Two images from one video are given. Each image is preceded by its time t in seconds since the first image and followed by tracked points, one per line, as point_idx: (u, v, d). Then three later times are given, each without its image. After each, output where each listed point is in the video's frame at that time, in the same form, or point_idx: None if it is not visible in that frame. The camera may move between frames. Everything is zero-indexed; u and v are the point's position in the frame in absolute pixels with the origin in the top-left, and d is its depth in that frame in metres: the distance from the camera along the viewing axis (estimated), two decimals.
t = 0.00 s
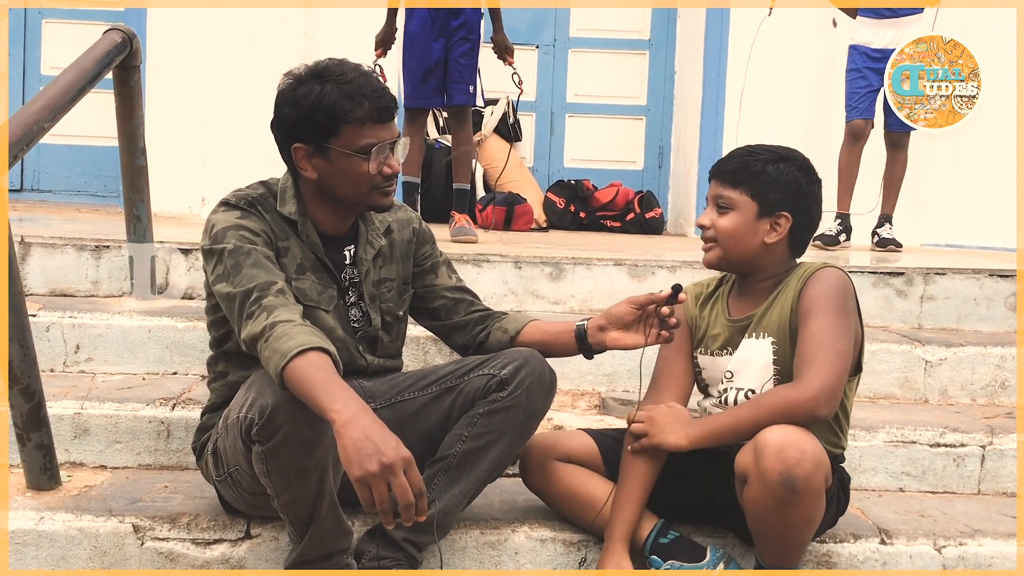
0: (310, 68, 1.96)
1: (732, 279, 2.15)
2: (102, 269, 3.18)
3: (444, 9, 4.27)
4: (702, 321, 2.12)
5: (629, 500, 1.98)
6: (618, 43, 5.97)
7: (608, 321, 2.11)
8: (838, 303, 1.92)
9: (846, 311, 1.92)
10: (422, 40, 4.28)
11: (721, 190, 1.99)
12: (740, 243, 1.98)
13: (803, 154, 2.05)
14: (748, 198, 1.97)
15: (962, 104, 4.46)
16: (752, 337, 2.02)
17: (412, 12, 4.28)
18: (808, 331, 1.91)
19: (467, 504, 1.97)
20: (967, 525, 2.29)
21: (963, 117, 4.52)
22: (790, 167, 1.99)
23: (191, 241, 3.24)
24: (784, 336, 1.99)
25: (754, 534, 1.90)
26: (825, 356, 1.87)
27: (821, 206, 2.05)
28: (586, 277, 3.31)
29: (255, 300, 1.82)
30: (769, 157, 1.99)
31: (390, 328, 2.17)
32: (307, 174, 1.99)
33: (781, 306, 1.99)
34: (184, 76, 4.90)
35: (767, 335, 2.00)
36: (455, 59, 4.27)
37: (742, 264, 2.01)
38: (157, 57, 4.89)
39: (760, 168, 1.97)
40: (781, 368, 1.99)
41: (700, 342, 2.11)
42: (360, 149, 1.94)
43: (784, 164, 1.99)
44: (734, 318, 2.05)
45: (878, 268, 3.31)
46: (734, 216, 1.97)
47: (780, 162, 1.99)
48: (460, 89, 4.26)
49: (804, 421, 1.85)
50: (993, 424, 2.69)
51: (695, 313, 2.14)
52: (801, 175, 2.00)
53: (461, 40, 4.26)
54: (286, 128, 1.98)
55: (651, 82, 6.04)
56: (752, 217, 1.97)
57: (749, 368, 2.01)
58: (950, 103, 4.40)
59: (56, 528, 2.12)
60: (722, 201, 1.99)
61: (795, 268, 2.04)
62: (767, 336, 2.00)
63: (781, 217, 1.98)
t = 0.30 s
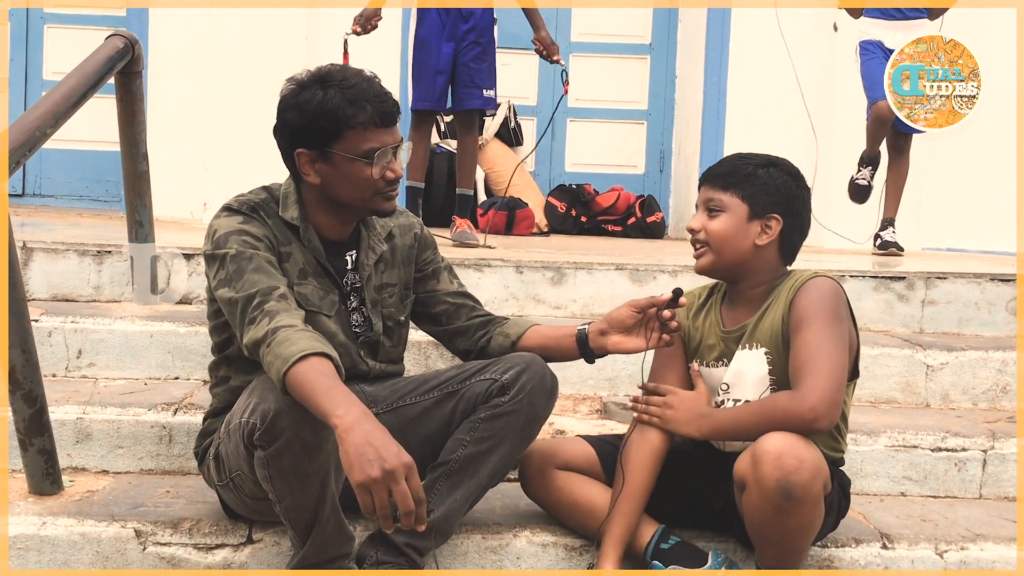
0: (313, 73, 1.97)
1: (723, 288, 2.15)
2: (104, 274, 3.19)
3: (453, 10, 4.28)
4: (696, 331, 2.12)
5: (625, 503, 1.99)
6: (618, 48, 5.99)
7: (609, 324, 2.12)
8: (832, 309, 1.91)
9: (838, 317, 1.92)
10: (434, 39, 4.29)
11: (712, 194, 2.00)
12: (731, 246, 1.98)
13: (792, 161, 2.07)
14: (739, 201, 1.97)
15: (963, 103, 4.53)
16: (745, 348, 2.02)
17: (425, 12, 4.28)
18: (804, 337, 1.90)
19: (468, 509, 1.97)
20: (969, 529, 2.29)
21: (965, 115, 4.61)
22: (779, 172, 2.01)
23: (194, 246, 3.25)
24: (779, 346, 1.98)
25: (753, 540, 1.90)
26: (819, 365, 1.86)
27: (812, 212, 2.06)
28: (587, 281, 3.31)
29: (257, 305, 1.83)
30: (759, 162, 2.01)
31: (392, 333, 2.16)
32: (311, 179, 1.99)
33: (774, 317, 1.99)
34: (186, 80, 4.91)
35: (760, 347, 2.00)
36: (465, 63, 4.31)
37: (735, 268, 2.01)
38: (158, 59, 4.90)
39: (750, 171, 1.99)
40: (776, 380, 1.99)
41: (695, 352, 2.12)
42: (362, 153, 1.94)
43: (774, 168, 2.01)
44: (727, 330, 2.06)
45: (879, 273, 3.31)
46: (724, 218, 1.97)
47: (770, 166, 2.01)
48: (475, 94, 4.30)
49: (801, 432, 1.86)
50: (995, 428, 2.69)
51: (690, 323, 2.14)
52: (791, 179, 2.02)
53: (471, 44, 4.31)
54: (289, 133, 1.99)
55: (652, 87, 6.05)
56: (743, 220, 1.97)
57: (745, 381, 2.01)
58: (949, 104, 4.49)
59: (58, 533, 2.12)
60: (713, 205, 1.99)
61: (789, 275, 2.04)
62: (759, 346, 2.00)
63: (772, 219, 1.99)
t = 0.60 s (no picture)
0: (317, 77, 1.97)
1: (716, 292, 2.15)
2: (107, 279, 3.19)
3: (464, 17, 4.29)
4: (689, 335, 2.13)
5: (624, 511, 1.98)
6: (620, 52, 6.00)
7: (610, 328, 2.13)
8: (816, 311, 1.92)
9: (826, 318, 1.92)
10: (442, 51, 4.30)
11: (699, 202, 2.00)
12: (718, 254, 1.98)
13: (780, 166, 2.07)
14: (726, 208, 1.98)
15: (963, 105, 4.35)
16: (735, 352, 2.03)
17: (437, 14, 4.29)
18: (784, 342, 1.90)
19: (471, 512, 1.97)
20: (971, 533, 2.30)
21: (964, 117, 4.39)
22: (765, 177, 2.01)
23: (197, 250, 3.26)
24: (768, 349, 1.99)
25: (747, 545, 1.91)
26: (799, 367, 1.86)
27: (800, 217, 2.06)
28: (589, 286, 3.31)
29: (261, 310, 1.83)
30: (746, 168, 2.01)
31: (396, 337, 2.16)
32: (315, 184, 2.00)
33: (764, 318, 1.99)
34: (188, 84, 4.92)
35: (750, 351, 2.01)
36: (474, 71, 4.34)
37: (725, 274, 2.01)
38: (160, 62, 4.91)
39: (737, 177, 2.00)
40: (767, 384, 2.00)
41: (688, 358, 2.12)
42: (367, 157, 1.95)
43: (761, 174, 2.01)
44: (718, 335, 2.06)
45: (881, 277, 3.31)
46: (712, 226, 1.98)
47: (757, 172, 2.01)
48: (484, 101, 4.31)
49: (775, 438, 1.86)
50: (997, 432, 2.69)
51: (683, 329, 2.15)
52: (778, 185, 2.02)
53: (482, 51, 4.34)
54: (293, 137, 1.99)
55: (653, 91, 6.06)
56: (731, 227, 1.97)
57: (735, 383, 2.02)
58: (949, 104, 4.31)
59: (62, 537, 2.13)
60: (701, 212, 2.00)
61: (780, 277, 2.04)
62: (749, 350, 2.01)
63: (760, 225, 1.99)
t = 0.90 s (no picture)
0: (354, 78, 2.01)
1: (702, 294, 2.18)
2: (131, 282, 3.24)
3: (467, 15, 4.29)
4: (677, 340, 2.14)
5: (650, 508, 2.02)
6: (636, 54, 6.01)
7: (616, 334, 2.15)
8: (817, 308, 1.96)
9: (825, 314, 1.96)
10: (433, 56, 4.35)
11: (741, 219, 1.96)
12: (752, 273, 2.00)
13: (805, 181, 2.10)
14: (767, 228, 1.99)
15: (963, 104, 4.28)
16: (729, 354, 2.05)
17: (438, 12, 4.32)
18: (804, 339, 1.92)
19: (482, 511, 1.98)
20: (988, 532, 2.31)
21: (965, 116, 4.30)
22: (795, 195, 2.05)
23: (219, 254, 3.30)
24: (763, 350, 2.02)
25: (778, 540, 1.91)
26: (825, 361, 1.88)
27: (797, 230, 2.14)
28: (606, 287, 3.34)
29: (258, 312, 1.87)
30: (784, 186, 2.01)
31: (422, 338, 2.20)
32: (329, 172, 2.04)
33: (759, 315, 2.03)
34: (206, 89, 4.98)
35: (745, 352, 2.04)
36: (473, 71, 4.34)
37: (750, 289, 2.05)
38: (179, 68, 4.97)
39: (781, 199, 1.99)
40: (764, 386, 2.02)
41: (679, 361, 2.14)
42: (366, 158, 1.96)
43: (793, 192, 2.04)
44: (707, 335, 2.08)
45: (898, 277, 3.32)
46: (753, 247, 1.98)
47: (790, 189, 2.03)
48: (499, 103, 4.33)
49: (818, 431, 1.86)
50: (1014, 431, 2.70)
51: (670, 332, 2.16)
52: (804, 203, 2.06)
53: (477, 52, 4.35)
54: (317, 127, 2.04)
55: (669, 92, 6.07)
56: (766, 248, 2.00)
57: (733, 384, 2.04)
58: (950, 104, 4.29)
59: (89, 536, 2.17)
60: (744, 230, 1.97)
61: (771, 278, 2.07)
62: (745, 351, 2.04)
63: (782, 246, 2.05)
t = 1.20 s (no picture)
0: (359, 77, 2.01)
1: (708, 293, 2.17)
2: (135, 282, 3.25)
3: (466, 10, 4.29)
4: (681, 339, 2.14)
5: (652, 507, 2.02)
6: (639, 53, 6.01)
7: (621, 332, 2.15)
8: (820, 307, 1.95)
9: (829, 313, 1.96)
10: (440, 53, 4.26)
11: (748, 217, 1.96)
12: (756, 271, 2.00)
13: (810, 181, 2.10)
14: (772, 227, 1.98)
15: (963, 104, 4.27)
16: (734, 353, 2.05)
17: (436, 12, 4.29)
18: (806, 339, 1.92)
19: (486, 509, 1.98)
20: (992, 530, 2.30)
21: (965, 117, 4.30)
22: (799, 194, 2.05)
23: (221, 254, 3.31)
24: (767, 349, 2.02)
25: (782, 540, 1.91)
26: (829, 360, 1.88)
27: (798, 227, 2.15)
28: (609, 286, 3.34)
29: (261, 310, 1.87)
30: (789, 184, 2.01)
31: (426, 337, 2.19)
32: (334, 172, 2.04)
33: (763, 314, 2.03)
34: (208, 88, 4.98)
35: (749, 351, 2.03)
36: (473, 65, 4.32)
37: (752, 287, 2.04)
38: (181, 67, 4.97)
39: (786, 196, 1.99)
40: (768, 385, 2.02)
41: (683, 359, 2.13)
42: (372, 157, 1.96)
43: (797, 191, 2.03)
44: (712, 334, 2.08)
45: (902, 276, 3.32)
46: (758, 245, 1.98)
47: (795, 188, 2.03)
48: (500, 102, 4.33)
49: (822, 429, 1.86)
50: (1018, 430, 2.69)
51: (675, 330, 2.16)
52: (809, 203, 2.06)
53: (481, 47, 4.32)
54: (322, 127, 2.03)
55: (672, 92, 6.08)
56: (772, 246, 2.00)
57: (738, 384, 2.04)
58: (950, 104, 4.29)
59: (93, 535, 2.17)
60: (749, 228, 1.97)
61: (775, 276, 2.07)
62: (749, 350, 2.03)
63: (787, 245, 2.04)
